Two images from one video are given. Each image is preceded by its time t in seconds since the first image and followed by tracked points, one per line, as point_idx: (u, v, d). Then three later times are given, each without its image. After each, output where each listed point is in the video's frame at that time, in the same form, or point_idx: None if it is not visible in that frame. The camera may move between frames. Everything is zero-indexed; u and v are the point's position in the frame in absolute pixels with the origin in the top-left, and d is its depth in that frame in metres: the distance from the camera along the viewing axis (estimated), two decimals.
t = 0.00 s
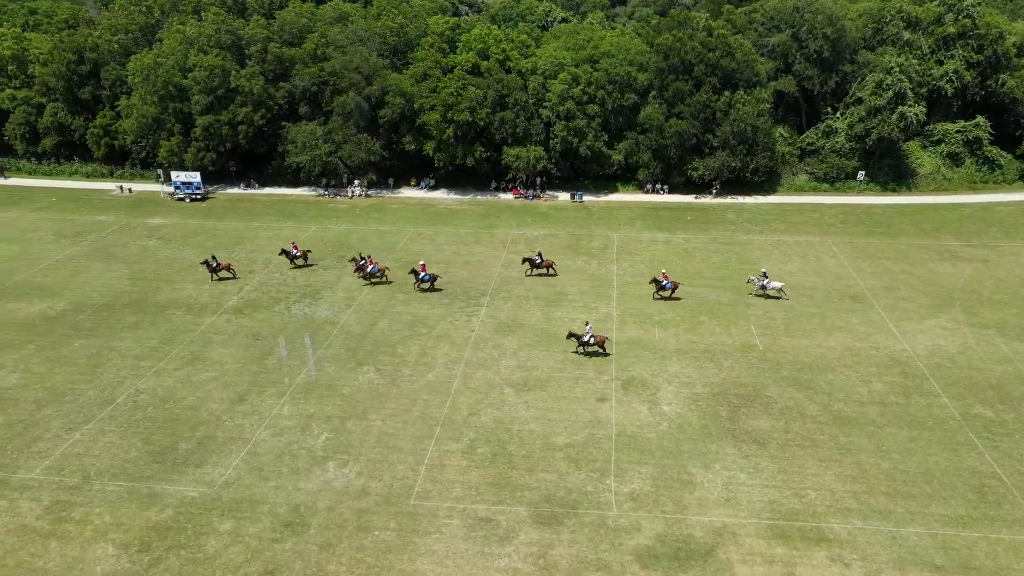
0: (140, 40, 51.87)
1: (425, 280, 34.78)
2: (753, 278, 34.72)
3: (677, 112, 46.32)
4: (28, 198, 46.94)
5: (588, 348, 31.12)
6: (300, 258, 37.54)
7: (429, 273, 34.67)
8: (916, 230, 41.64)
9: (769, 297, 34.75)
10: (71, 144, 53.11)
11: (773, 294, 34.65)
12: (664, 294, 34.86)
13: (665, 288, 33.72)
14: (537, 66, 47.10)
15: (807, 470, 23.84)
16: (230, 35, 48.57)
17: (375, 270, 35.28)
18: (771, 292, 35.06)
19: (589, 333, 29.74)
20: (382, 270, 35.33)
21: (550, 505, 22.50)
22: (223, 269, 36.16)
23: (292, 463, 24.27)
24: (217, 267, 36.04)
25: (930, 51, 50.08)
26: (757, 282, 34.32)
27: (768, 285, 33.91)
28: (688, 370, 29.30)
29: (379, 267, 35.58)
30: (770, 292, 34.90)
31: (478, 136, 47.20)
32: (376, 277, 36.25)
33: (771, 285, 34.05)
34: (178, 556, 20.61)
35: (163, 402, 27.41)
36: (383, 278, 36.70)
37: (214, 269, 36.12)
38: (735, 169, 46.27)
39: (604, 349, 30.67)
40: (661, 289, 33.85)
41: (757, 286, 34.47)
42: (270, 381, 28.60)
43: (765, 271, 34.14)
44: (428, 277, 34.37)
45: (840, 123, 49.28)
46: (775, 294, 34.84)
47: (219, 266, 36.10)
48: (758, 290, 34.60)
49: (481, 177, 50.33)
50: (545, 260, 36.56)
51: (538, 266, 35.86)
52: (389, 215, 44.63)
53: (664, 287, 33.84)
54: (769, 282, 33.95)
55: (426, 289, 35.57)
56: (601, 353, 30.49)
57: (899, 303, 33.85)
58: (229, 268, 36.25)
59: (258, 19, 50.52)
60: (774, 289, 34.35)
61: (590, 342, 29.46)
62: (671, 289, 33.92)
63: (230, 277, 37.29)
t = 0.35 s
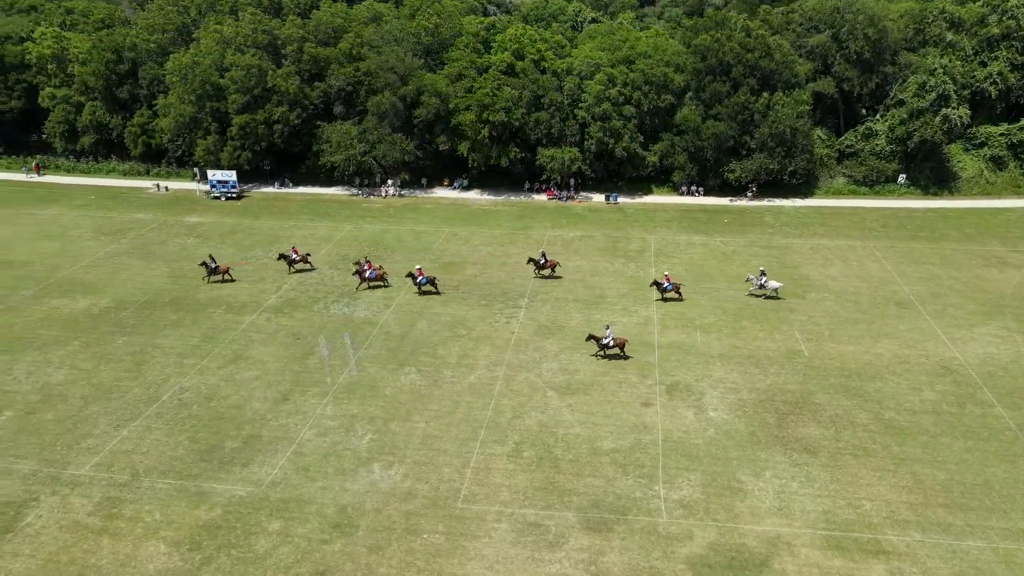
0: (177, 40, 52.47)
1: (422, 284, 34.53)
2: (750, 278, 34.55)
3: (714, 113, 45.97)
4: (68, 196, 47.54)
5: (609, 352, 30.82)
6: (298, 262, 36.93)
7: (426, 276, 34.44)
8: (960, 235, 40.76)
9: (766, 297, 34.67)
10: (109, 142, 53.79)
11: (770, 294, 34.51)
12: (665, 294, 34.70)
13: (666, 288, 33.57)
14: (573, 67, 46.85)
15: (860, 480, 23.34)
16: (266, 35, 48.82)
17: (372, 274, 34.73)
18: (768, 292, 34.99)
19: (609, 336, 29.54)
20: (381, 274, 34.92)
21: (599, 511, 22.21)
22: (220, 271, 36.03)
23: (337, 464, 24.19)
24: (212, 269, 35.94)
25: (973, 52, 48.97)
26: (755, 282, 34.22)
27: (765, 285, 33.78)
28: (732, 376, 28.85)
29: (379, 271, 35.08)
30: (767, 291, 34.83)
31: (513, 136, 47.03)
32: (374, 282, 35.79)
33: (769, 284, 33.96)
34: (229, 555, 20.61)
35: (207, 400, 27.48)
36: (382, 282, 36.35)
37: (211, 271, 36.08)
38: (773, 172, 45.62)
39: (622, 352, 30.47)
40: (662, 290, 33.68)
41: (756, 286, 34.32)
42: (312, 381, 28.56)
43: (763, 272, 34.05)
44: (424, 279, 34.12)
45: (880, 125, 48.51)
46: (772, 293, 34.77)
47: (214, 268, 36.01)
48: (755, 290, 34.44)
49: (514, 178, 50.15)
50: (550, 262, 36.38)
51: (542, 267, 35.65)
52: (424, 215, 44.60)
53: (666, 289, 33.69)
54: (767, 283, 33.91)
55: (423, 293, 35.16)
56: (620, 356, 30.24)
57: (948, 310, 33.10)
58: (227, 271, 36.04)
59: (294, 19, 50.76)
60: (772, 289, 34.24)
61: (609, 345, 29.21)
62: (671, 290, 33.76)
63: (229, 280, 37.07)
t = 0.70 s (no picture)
0: (217, 40, 53.00)
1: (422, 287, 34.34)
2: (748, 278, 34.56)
3: (756, 115, 45.29)
4: (110, 194, 48.13)
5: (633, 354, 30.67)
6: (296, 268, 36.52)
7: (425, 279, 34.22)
8: (1012, 241, 39.74)
9: (765, 296, 34.70)
10: (149, 141, 54.46)
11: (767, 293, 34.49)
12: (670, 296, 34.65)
13: (667, 292, 33.48)
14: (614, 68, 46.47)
15: (922, 492, 22.74)
16: (306, 35, 48.89)
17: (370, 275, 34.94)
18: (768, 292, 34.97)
19: (632, 338, 29.39)
20: (381, 275, 34.99)
21: (655, 519, 21.86)
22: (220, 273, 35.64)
23: (388, 465, 24.09)
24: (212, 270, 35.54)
25: None
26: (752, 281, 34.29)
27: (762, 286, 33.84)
28: (783, 383, 28.31)
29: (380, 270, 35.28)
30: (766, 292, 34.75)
31: (551, 137, 46.78)
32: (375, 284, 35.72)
33: (766, 284, 33.90)
34: (285, 556, 20.57)
35: (255, 399, 27.49)
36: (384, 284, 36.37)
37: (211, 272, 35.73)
38: (817, 174, 44.83)
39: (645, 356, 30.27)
40: (665, 292, 33.62)
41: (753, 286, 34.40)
42: (359, 381, 28.51)
43: (762, 271, 33.96)
44: (423, 282, 33.90)
45: (927, 128, 47.52)
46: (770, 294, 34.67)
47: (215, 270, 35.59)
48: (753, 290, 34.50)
49: (551, 179, 49.90)
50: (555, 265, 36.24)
51: (547, 271, 35.65)
52: (462, 215, 44.48)
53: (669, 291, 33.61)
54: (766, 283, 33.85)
55: (423, 295, 35.00)
56: (643, 360, 30.08)
57: (1004, 318, 32.21)
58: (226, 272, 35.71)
59: (333, 19, 50.88)
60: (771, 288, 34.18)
61: (632, 347, 29.09)
62: (674, 292, 33.68)
63: (224, 281, 36.71)
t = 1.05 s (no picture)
0: (253, 40, 53.40)
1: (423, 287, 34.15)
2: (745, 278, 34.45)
3: (797, 117, 44.68)
4: (149, 191, 48.66)
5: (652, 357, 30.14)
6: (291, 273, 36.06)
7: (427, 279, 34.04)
8: None
9: (763, 296, 34.62)
10: (186, 139, 55.02)
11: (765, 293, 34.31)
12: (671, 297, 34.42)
13: (671, 293, 33.12)
14: (652, 69, 46.09)
15: (984, 505, 22.11)
16: (343, 34, 49.01)
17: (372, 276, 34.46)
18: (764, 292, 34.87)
19: (654, 342, 28.82)
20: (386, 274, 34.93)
21: (708, 527, 21.47)
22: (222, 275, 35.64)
23: (435, 468, 23.95)
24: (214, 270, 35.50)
25: None
26: (750, 281, 34.18)
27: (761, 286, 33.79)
28: (833, 390, 27.76)
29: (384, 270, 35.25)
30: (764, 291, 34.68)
31: (587, 138, 46.51)
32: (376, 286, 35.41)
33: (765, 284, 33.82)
34: (336, 557, 20.50)
35: (299, 398, 27.46)
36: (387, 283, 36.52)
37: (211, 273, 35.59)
38: (858, 178, 44.06)
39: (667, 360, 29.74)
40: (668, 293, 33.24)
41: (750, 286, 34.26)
42: (402, 382, 28.42)
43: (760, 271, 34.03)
44: (424, 282, 33.72)
45: (972, 131, 46.55)
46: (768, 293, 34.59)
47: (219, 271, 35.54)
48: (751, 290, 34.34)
49: (586, 180, 49.59)
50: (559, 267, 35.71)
51: (552, 273, 35.08)
52: (497, 216, 44.40)
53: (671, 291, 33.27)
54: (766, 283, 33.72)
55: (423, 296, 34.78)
56: (664, 363, 29.62)
57: None
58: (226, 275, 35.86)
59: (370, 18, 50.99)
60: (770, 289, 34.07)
61: (653, 351, 28.54)
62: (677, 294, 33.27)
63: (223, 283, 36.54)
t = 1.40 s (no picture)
0: (292, 41, 53.86)
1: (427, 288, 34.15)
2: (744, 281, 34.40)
3: (843, 119, 44.17)
4: (189, 189, 49.12)
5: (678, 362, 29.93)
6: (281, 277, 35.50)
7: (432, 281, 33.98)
8: None
9: (762, 297, 34.53)
10: (225, 138, 55.53)
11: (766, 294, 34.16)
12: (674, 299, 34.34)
13: (674, 293, 33.05)
14: (694, 70, 45.63)
15: None
16: (382, 34, 49.11)
17: (376, 279, 34.49)
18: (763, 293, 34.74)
19: (679, 345, 28.72)
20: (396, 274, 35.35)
21: (768, 538, 21.00)
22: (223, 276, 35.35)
23: (487, 472, 23.75)
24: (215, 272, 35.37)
25: None
26: (749, 283, 34.11)
27: (761, 287, 33.75)
28: (889, 399, 27.11)
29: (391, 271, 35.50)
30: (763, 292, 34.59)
31: (628, 140, 46.18)
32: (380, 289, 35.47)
33: (763, 285, 33.82)
34: (392, 560, 20.36)
35: (347, 398, 27.37)
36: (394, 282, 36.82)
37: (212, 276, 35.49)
38: (906, 181, 43.08)
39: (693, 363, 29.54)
40: (671, 294, 33.15)
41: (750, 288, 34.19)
42: (450, 383, 28.26)
43: (758, 272, 34.02)
44: (428, 283, 33.67)
45: None
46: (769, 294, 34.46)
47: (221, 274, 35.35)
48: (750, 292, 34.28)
49: (624, 181, 49.19)
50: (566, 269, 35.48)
51: (557, 276, 34.83)
52: (536, 217, 44.24)
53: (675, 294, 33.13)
54: (765, 284, 33.65)
55: (429, 297, 34.76)
56: (689, 366, 29.38)
57: None
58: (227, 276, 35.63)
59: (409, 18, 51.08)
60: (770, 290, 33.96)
61: (679, 354, 28.45)
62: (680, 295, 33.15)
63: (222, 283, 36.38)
